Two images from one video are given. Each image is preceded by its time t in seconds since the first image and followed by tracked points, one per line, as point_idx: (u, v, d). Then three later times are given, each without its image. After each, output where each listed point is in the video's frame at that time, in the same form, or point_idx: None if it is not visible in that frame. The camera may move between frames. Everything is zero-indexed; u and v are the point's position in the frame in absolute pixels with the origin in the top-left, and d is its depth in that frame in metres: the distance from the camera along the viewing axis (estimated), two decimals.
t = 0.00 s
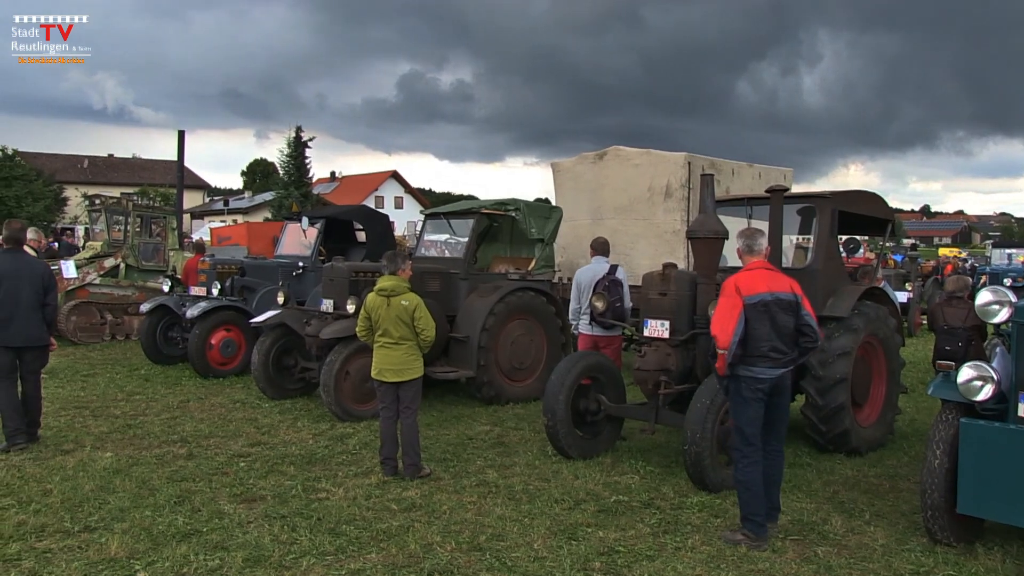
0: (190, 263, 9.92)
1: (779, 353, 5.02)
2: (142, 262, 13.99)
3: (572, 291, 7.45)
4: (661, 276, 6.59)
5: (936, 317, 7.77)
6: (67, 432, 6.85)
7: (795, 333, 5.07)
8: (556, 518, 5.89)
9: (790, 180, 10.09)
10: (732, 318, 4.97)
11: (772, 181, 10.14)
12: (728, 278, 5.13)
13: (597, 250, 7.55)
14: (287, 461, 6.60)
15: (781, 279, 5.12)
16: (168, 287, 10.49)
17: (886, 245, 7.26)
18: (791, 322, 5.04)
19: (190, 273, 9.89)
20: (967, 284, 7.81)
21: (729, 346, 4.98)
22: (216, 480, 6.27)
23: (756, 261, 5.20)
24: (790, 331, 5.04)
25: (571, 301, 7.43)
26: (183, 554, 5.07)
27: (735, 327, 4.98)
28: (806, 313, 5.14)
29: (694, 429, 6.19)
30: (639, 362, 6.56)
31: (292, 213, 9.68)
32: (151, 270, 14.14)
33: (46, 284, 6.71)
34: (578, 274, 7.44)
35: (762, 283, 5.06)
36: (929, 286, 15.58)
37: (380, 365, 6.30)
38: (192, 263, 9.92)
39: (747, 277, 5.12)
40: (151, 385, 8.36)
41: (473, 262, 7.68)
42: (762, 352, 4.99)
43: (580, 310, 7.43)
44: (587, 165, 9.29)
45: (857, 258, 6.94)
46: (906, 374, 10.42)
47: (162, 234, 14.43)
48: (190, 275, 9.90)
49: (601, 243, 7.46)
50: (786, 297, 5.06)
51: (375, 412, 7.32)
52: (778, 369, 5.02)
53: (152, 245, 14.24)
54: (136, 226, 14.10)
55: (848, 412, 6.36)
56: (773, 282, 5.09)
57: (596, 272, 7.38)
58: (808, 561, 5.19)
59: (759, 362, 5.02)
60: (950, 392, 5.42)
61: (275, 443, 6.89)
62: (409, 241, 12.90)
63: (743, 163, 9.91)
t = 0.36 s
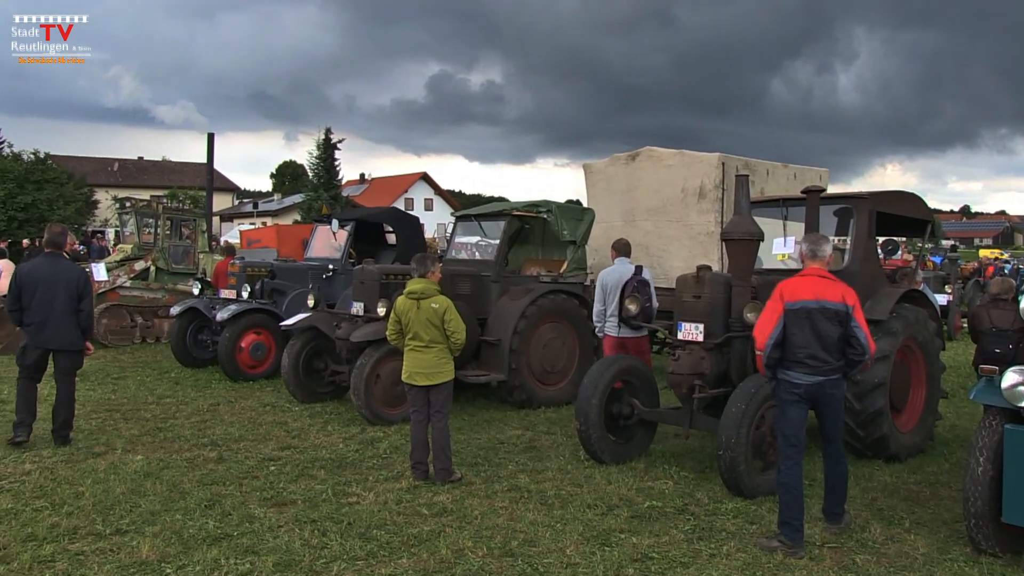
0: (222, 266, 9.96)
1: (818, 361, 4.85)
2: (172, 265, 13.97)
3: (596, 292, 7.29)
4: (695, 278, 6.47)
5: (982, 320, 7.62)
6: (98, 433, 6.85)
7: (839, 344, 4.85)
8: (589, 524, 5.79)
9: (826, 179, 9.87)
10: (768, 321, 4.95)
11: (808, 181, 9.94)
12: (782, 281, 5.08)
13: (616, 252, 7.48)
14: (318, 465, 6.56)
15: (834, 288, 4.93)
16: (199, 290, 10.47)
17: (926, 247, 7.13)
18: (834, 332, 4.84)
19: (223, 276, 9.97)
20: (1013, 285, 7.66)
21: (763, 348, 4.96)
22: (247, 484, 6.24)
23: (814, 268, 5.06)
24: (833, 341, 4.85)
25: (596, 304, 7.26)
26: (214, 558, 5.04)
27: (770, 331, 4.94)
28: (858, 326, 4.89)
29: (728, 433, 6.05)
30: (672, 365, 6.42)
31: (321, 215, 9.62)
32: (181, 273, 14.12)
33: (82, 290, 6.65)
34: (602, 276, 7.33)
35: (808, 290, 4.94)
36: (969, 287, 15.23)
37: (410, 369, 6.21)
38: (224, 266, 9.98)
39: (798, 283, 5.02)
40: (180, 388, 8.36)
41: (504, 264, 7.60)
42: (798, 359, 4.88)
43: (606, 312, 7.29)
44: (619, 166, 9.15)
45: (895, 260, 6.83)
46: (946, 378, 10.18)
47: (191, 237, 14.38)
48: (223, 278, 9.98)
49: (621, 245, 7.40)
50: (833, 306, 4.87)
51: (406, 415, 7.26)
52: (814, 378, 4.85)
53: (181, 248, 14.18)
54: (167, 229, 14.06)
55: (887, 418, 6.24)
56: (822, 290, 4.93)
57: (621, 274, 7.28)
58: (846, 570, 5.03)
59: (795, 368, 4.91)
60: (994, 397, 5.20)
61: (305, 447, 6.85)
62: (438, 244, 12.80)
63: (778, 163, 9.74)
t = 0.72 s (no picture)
0: (234, 267, 9.88)
1: (855, 360, 4.96)
2: (185, 266, 13.90)
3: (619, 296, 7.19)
4: (715, 281, 6.40)
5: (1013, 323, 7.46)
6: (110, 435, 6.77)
7: (880, 344, 4.92)
8: (606, 530, 5.65)
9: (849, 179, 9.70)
10: (812, 315, 5.14)
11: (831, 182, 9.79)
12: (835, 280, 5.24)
13: (631, 255, 7.42)
14: (331, 470, 6.45)
15: (882, 290, 5.00)
16: (211, 293, 10.40)
17: (952, 248, 7.01)
18: (875, 333, 4.92)
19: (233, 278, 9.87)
20: None
21: (806, 342, 5.16)
22: (260, 489, 6.14)
23: (870, 269, 5.14)
24: (873, 342, 4.92)
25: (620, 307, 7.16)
26: (226, 564, 4.95)
27: (813, 325, 5.13)
28: (902, 330, 4.92)
29: (749, 438, 5.90)
30: (692, 369, 6.33)
31: (335, 216, 9.53)
32: (193, 275, 14.04)
33: (92, 291, 6.53)
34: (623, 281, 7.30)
35: (855, 290, 5.07)
36: (996, 289, 14.96)
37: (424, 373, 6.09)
38: (235, 267, 9.90)
39: (850, 284, 5.16)
40: (192, 391, 8.27)
41: (521, 266, 7.51)
42: (836, 355, 5.03)
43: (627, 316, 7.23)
44: (638, 167, 9.01)
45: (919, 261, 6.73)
46: (973, 383, 9.97)
47: (204, 238, 14.29)
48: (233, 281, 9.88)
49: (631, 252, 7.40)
50: (877, 307, 4.96)
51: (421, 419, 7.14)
52: (850, 376, 4.97)
53: (194, 249, 14.10)
54: (178, 229, 13.98)
55: (912, 423, 6.11)
56: (870, 292, 5.02)
57: (644, 277, 7.28)
58: None
59: (835, 364, 5.05)
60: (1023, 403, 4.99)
61: (318, 452, 6.74)
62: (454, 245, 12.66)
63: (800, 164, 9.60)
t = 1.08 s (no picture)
0: (239, 268, 9.77)
1: (874, 360, 4.87)
2: (189, 267, 13.79)
3: (640, 296, 7.17)
4: (730, 282, 6.27)
5: None
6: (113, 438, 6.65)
7: (898, 346, 4.79)
8: (618, 536, 5.52)
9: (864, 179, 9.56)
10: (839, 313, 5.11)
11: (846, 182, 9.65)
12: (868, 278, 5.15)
13: (649, 256, 7.36)
14: (338, 474, 6.33)
15: (905, 290, 4.87)
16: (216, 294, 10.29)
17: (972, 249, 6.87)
18: (893, 334, 4.80)
19: (238, 278, 9.77)
20: None
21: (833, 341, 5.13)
22: (265, 494, 6.02)
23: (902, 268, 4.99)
24: (892, 343, 4.81)
25: (641, 307, 7.15)
26: (231, 570, 4.83)
27: (838, 324, 5.10)
28: (923, 331, 4.76)
29: (763, 443, 5.76)
30: (705, 372, 6.22)
31: (342, 216, 9.42)
32: (198, 276, 13.91)
33: (96, 292, 6.42)
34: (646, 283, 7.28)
35: (880, 290, 4.96)
36: (1017, 290, 14.73)
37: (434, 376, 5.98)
38: (240, 266, 9.80)
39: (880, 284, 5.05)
40: (197, 394, 8.15)
41: (531, 267, 7.39)
42: (857, 355, 4.96)
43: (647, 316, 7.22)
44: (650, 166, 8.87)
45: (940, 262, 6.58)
46: (994, 387, 9.79)
47: (209, 238, 14.20)
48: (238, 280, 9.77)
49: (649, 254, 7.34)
50: (898, 307, 4.84)
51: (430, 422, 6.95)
52: (870, 376, 4.89)
53: (200, 250, 14.00)
54: (183, 230, 13.89)
55: (931, 428, 6.00)
56: (894, 291, 4.90)
57: (664, 278, 7.29)
58: None
59: (858, 364, 4.99)
60: None
61: (325, 456, 6.61)
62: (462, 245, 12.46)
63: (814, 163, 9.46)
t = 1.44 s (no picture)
0: (241, 269, 9.65)
1: (899, 365, 4.78)
2: (190, 267, 13.68)
3: (647, 294, 7.19)
4: (740, 282, 6.17)
5: None
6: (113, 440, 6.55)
7: (922, 349, 4.70)
8: (627, 541, 5.40)
9: (876, 179, 9.43)
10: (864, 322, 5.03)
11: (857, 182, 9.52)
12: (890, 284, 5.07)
13: (659, 255, 7.41)
14: (342, 478, 6.21)
15: (926, 293, 4.77)
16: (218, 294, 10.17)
17: (988, 249, 6.75)
18: (917, 338, 4.72)
19: (240, 279, 9.65)
20: None
21: (858, 349, 5.05)
22: (268, 498, 5.91)
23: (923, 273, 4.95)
24: (916, 347, 4.72)
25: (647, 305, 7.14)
26: None
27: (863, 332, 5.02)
28: (946, 332, 4.65)
29: (773, 446, 5.65)
30: (715, 374, 6.11)
31: (346, 216, 9.30)
32: (199, 276, 13.79)
33: (95, 294, 6.33)
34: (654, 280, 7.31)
35: (902, 295, 4.87)
36: None
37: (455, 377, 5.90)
38: (241, 266, 9.68)
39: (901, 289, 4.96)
40: (199, 396, 8.04)
41: (538, 267, 7.25)
42: (882, 361, 4.88)
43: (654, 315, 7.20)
44: (659, 165, 8.73)
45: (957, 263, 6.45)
46: (1011, 390, 9.64)
47: (209, 238, 14.14)
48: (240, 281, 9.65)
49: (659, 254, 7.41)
50: (920, 311, 4.75)
51: (436, 425, 6.71)
52: (896, 381, 4.80)
53: (201, 250, 13.91)
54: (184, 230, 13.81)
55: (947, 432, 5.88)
56: (916, 295, 4.81)
57: (672, 279, 7.29)
58: None
59: (885, 370, 4.90)
60: None
61: (328, 459, 6.48)
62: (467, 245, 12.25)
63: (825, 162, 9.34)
